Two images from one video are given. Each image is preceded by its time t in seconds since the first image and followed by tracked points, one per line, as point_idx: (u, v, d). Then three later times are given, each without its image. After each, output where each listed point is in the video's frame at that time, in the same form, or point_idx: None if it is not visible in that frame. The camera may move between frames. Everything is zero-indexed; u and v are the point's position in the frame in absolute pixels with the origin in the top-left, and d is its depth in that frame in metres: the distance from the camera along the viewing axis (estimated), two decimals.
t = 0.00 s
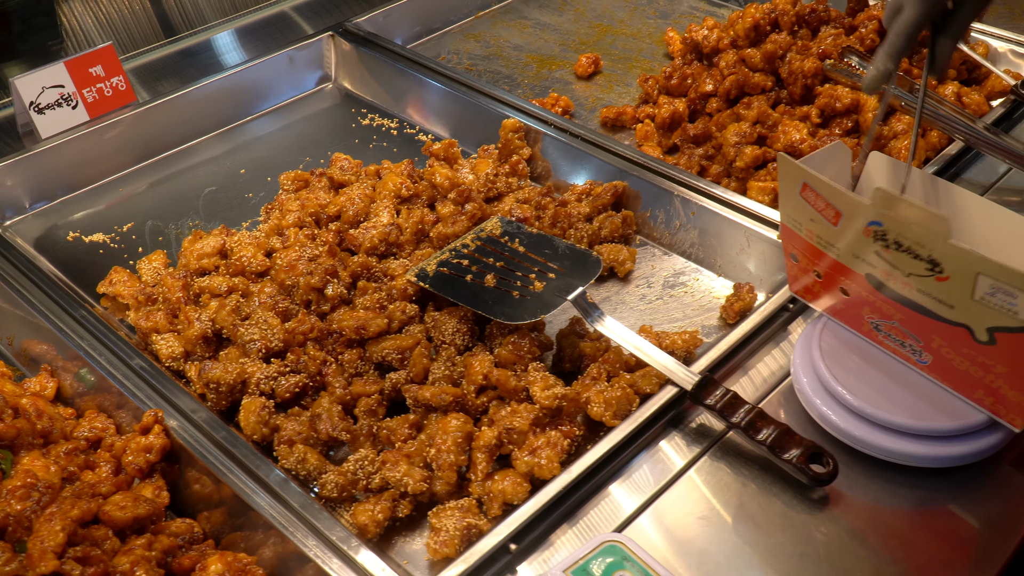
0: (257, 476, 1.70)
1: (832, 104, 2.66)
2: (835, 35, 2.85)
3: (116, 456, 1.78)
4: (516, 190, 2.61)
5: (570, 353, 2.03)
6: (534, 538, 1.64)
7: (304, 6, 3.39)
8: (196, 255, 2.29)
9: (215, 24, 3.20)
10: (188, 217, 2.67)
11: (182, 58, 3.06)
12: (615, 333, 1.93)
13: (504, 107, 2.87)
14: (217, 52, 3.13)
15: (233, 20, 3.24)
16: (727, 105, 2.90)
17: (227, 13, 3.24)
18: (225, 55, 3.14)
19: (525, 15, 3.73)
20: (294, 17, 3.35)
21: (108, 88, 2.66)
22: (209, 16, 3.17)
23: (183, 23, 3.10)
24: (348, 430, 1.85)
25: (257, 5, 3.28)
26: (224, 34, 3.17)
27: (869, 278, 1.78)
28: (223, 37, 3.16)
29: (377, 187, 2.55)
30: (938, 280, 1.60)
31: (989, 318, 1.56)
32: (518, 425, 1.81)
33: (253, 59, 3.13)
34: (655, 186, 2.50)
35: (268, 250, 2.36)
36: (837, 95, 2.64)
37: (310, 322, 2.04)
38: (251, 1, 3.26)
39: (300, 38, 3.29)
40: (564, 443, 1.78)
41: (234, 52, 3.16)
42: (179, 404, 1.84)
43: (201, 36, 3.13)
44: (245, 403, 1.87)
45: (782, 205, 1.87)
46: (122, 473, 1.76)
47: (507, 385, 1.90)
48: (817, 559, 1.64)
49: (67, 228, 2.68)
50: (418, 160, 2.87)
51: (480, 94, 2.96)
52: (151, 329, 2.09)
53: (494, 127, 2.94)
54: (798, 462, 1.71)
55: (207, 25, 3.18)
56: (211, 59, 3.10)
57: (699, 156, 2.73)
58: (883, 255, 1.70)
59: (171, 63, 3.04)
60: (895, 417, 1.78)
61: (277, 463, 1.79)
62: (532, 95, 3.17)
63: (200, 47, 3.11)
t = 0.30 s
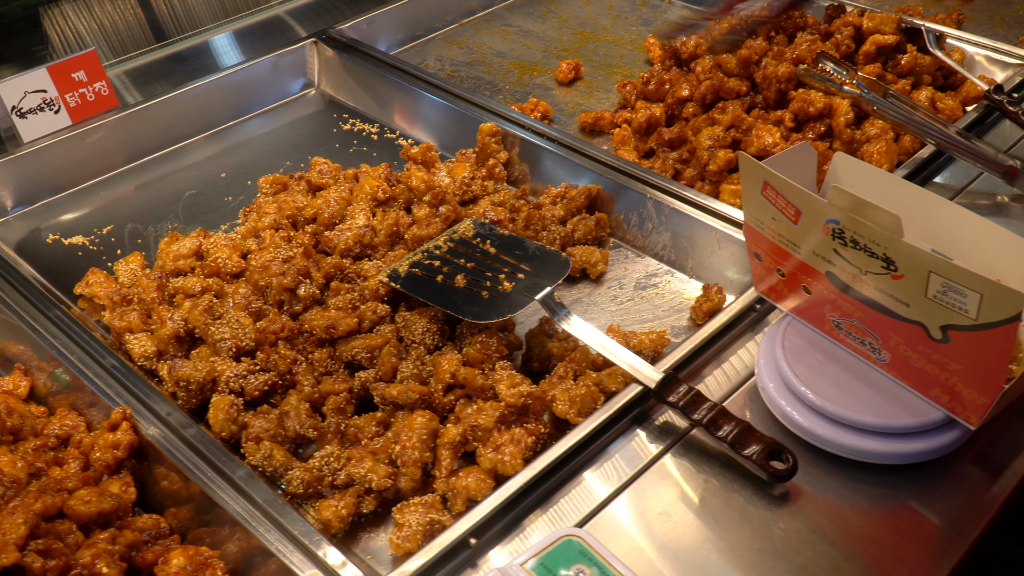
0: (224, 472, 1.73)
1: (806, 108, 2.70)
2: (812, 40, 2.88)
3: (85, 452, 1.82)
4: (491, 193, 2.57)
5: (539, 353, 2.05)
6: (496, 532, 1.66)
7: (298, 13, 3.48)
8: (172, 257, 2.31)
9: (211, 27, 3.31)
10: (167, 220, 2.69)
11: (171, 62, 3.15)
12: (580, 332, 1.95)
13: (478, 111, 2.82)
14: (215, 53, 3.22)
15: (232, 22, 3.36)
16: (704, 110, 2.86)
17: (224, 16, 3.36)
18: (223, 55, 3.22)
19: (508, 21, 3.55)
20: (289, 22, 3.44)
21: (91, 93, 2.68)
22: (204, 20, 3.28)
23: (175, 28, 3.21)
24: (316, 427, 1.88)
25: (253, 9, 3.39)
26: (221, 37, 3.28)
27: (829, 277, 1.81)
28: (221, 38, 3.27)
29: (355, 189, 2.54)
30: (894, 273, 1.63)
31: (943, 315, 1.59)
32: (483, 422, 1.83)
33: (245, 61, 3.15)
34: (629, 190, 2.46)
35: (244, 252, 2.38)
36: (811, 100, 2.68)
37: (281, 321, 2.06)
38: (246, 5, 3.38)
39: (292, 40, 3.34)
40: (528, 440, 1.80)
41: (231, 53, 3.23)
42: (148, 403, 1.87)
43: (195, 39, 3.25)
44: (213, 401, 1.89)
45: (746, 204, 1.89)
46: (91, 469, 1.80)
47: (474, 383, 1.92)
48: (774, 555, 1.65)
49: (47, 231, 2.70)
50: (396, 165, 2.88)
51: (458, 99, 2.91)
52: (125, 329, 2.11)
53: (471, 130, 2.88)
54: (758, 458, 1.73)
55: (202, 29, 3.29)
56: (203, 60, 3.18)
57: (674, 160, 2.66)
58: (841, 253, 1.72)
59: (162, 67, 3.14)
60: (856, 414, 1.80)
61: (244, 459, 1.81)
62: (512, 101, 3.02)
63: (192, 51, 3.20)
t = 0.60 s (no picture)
0: (187, 470, 1.73)
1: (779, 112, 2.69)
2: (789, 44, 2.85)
3: (49, 450, 1.84)
4: (465, 195, 2.54)
5: (506, 353, 2.05)
6: (464, 523, 1.67)
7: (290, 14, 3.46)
8: (143, 257, 2.31)
9: (200, 27, 3.29)
10: (142, 220, 2.69)
11: (157, 64, 3.14)
12: (546, 331, 1.95)
13: (454, 114, 2.80)
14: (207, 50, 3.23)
15: (220, 22, 3.33)
16: (680, 114, 2.71)
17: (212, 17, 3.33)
18: (215, 52, 3.22)
19: (491, 27, 3.54)
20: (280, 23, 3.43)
21: (68, 95, 2.64)
22: (195, 20, 3.26)
23: (161, 29, 3.18)
24: (280, 425, 1.88)
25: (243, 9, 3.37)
26: (215, 36, 3.28)
27: (791, 278, 1.81)
28: (212, 37, 3.27)
29: (329, 191, 2.53)
30: (851, 273, 1.62)
31: (899, 315, 1.58)
32: (447, 421, 1.83)
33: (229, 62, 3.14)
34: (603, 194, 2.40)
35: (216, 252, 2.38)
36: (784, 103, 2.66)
37: (249, 321, 2.07)
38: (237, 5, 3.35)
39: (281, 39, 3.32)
40: (491, 440, 1.81)
41: (223, 50, 3.24)
42: (114, 401, 1.88)
43: (186, 39, 3.23)
44: (179, 399, 1.90)
45: (709, 206, 1.90)
46: (55, 467, 1.82)
47: (439, 383, 1.92)
48: (732, 554, 1.65)
49: (20, 231, 2.69)
50: (372, 167, 2.89)
51: (435, 101, 2.88)
52: (94, 328, 2.11)
53: (446, 134, 2.86)
54: (719, 457, 1.73)
55: (191, 29, 3.27)
56: (190, 60, 3.17)
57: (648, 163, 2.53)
58: (800, 254, 1.72)
59: (148, 68, 3.12)
60: (816, 414, 1.80)
61: (208, 457, 1.82)
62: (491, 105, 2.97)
63: (177, 52, 3.19)
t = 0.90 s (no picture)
0: (149, 473, 1.73)
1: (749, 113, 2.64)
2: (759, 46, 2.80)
3: (10, 454, 1.84)
4: (435, 196, 2.50)
5: (472, 353, 2.05)
6: (415, 531, 1.66)
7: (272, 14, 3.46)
8: (111, 259, 2.30)
9: (184, 27, 3.28)
10: (112, 223, 2.68)
11: (137, 64, 3.12)
12: (511, 330, 1.94)
13: (427, 116, 2.79)
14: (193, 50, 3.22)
15: (203, 23, 3.33)
16: (651, 115, 2.71)
17: (195, 18, 3.32)
18: (202, 50, 3.22)
19: (466, 29, 3.54)
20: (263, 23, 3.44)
21: (39, 98, 2.62)
22: (176, 21, 3.25)
23: (140, 31, 3.17)
24: (244, 427, 1.88)
25: (225, 10, 3.37)
26: (201, 34, 3.28)
27: (752, 277, 1.81)
28: (198, 35, 3.27)
29: (299, 193, 2.52)
30: (809, 273, 1.63)
31: (857, 313, 1.59)
32: (410, 422, 1.83)
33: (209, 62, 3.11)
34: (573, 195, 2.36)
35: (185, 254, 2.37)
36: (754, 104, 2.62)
37: (214, 322, 2.07)
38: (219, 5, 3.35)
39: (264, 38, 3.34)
40: (454, 440, 1.81)
41: (210, 48, 3.25)
42: (76, 404, 1.87)
43: (171, 38, 3.22)
44: (143, 401, 1.90)
45: (673, 206, 1.89)
46: (15, 470, 1.82)
47: (404, 383, 1.92)
48: (692, 553, 1.64)
49: None
50: (343, 169, 2.89)
51: (407, 104, 2.87)
52: (58, 331, 2.10)
53: (417, 135, 2.86)
54: (681, 456, 1.70)
55: (174, 29, 3.26)
56: (169, 61, 3.15)
57: (619, 164, 2.52)
58: (760, 252, 1.72)
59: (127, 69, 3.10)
60: (778, 411, 1.77)
61: (170, 459, 1.81)
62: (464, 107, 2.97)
63: (157, 52, 3.17)
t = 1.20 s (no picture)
0: (112, 478, 1.71)
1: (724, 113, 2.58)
2: (735, 45, 2.78)
3: None
4: (408, 197, 2.50)
5: (442, 355, 2.03)
6: (381, 534, 1.65)
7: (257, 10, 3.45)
8: (79, 260, 2.28)
9: (168, 23, 3.28)
10: (83, 224, 2.66)
11: (116, 62, 3.13)
12: (480, 331, 1.93)
13: (401, 115, 2.76)
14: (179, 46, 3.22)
15: (191, 17, 3.33)
16: (626, 114, 2.73)
17: (182, 12, 3.32)
18: (187, 47, 3.22)
19: (444, 28, 3.52)
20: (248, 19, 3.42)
21: (10, 98, 2.58)
22: (161, 18, 3.26)
23: (121, 28, 3.17)
24: (210, 430, 1.87)
25: (210, 6, 3.36)
26: (189, 29, 3.29)
27: (720, 278, 1.78)
28: (186, 30, 3.28)
29: (271, 194, 2.51)
30: (776, 273, 1.59)
31: (823, 313, 1.56)
32: (377, 424, 1.82)
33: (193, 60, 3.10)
34: (547, 195, 2.34)
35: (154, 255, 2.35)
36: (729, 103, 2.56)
37: (181, 324, 2.05)
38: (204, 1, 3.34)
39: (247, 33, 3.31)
40: (421, 442, 1.79)
41: (196, 45, 3.25)
42: (40, 407, 1.85)
43: (152, 35, 3.23)
44: (107, 404, 1.88)
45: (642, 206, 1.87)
46: None
47: (371, 385, 1.91)
48: (658, 556, 1.62)
49: None
50: (317, 168, 2.88)
51: (382, 103, 2.84)
52: (23, 333, 2.07)
53: (391, 134, 2.83)
54: (648, 458, 1.69)
55: (158, 26, 3.26)
56: (149, 59, 3.15)
57: (593, 163, 2.52)
58: (727, 252, 1.69)
59: (106, 67, 3.11)
60: (747, 413, 1.75)
61: (134, 462, 1.79)
62: (440, 106, 2.96)
63: (138, 50, 3.17)
